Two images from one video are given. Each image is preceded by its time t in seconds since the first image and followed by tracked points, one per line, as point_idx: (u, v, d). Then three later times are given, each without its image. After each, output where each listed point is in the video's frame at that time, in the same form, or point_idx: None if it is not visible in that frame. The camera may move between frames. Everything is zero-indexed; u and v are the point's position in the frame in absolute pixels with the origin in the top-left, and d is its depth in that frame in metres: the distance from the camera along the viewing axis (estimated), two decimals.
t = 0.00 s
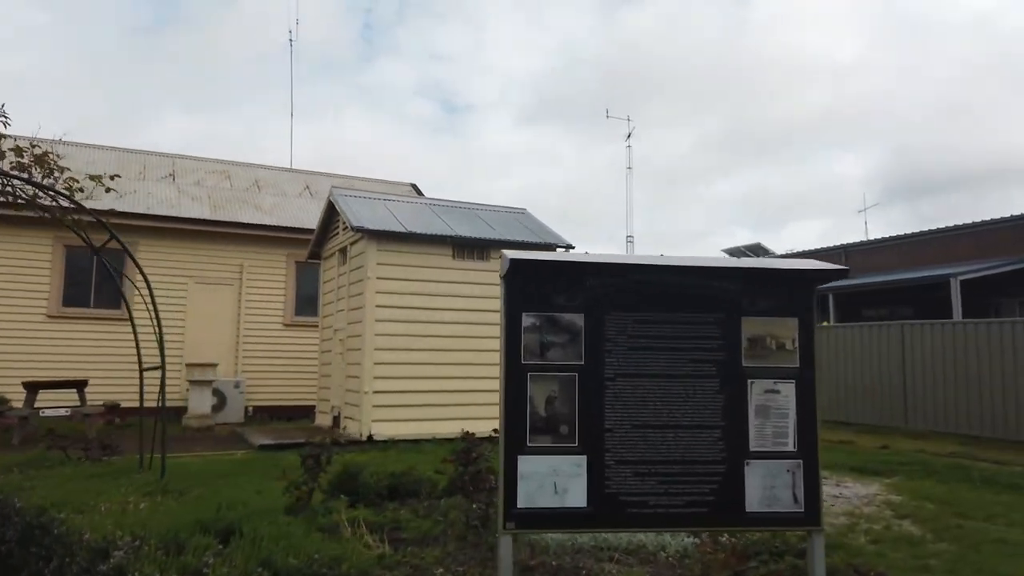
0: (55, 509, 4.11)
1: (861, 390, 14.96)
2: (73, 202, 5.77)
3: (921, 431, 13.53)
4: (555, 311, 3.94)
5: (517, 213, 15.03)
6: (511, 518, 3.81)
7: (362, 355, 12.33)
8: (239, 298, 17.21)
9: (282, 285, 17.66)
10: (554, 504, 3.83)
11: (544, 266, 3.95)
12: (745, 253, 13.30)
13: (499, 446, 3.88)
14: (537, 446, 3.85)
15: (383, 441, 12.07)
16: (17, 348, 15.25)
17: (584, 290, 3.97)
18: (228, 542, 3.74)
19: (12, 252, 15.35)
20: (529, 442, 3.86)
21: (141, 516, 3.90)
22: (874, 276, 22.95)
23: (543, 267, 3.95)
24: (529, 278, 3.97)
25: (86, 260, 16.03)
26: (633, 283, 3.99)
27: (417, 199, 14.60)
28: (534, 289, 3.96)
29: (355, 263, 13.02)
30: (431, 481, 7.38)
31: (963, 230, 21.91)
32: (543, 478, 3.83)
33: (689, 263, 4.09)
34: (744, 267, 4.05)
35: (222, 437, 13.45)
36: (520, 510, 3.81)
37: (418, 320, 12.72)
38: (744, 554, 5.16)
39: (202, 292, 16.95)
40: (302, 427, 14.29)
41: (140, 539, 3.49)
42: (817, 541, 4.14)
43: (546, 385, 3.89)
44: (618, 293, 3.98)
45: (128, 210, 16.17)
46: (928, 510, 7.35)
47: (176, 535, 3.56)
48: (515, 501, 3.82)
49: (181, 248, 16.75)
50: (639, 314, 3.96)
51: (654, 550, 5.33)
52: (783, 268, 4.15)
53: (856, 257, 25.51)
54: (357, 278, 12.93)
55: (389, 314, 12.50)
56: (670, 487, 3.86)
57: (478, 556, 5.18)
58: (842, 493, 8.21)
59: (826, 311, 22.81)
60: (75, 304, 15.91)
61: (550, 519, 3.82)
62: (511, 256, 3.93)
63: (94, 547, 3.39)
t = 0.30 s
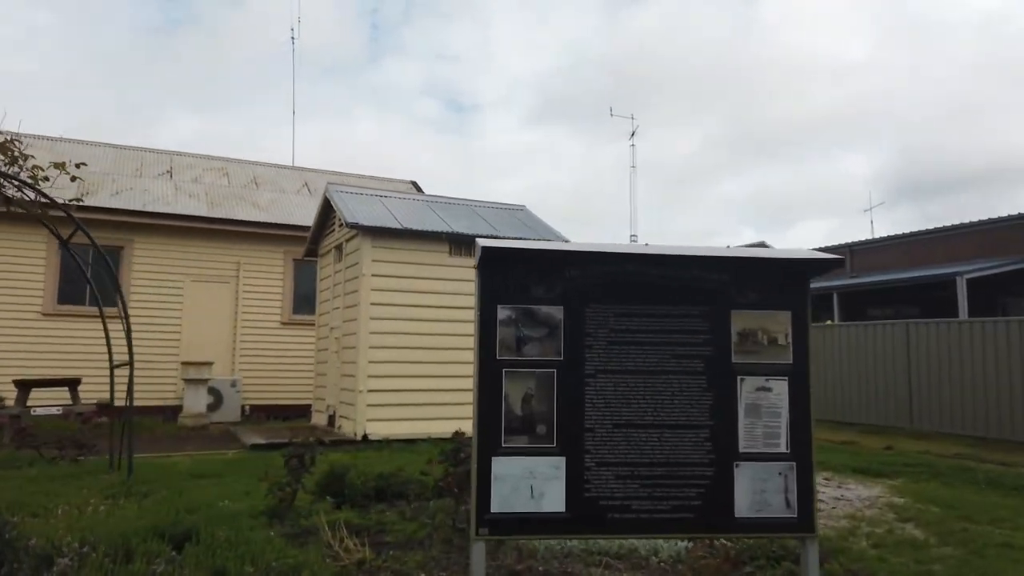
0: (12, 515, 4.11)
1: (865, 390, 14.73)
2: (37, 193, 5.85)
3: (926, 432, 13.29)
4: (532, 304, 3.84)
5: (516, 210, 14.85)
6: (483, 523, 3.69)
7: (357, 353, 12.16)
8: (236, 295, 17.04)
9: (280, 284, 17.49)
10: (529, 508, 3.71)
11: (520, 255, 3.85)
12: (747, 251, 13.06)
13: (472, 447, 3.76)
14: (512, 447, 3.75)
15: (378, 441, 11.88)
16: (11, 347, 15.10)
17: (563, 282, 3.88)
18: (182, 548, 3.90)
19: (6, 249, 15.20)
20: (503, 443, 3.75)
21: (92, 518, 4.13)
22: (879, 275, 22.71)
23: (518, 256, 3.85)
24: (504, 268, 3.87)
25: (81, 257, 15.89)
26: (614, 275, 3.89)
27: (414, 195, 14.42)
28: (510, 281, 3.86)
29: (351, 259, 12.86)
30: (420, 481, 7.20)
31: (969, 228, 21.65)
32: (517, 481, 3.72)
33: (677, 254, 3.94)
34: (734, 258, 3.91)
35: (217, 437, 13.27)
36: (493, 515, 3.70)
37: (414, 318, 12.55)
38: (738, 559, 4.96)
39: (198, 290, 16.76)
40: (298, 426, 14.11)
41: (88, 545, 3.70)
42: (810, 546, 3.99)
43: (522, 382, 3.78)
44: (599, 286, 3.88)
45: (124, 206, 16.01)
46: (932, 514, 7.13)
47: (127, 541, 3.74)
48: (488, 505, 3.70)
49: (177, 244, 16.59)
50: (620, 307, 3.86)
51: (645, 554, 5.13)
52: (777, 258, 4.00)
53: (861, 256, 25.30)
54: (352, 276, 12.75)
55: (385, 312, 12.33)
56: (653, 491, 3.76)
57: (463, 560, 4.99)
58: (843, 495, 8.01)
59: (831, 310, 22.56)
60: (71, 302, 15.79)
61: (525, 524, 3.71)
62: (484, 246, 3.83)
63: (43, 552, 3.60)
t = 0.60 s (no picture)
0: None
1: (865, 390, 14.54)
2: None
3: (927, 434, 13.11)
4: (504, 302, 3.73)
5: (511, 208, 14.66)
6: (450, 535, 3.58)
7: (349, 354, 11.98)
8: (230, 295, 16.86)
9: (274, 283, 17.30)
10: (502, 519, 3.62)
11: (492, 249, 3.74)
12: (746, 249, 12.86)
13: (440, 453, 3.66)
14: (483, 453, 3.65)
15: (370, 443, 11.71)
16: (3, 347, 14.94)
17: (537, 278, 3.77)
18: (131, 562, 4.09)
19: None
20: (473, 451, 3.64)
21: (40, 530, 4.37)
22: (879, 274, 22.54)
23: (489, 249, 3.74)
24: (474, 262, 3.76)
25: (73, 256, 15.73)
26: (592, 271, 3.78)
27: (408, 193, 14.24)
28: (481, 278, 3.75)
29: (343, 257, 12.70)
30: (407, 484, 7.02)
31: (970, 227, 21.45)
32: (488, 491, 3.62)
33: (660, 249, 3.82)
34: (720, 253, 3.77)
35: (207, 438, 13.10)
36: (461, 526, 3.59)
37: (406, 318, 12.37)
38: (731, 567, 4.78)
39: (191, 288, 16.60)
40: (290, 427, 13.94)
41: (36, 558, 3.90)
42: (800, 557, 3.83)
43: (494, 386, 3.67)
44: (575, 283, 3.77)
45: (116, 204, 15.84)
46: (931, 518, 6.95)
47: (76, 554, 3.90)
48: (456, 516, 3.60)
49: (169, 242, 16.40)
50: (597, 306, 3.75)
51: (634, 562, 4.95)
52: (765, 254, 3.88)
53: (861, 255, 25.14)
54: (344, 275, 12.58)
55: (377, 311, 12.15)
56: (632, 500, 3.66)
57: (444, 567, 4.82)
58: (840, 498, 7.83)
59: (831, 309, 22.38)
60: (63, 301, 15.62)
61: (495, 535, 3.61)
62: (454, 240, 3.71)
63: None
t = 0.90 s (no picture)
0: None
1: (862, 390, 14.39)
2: None
3: (924, 434, 12.95)
4: (463, 296, 3.66)
5: (504, 205, 14.50)
6: (405, 541, 3.50)
7: (337, 353, 11.83)
8: (222, 294, 16.69)
9: (265, 282, 17.12)
10: (459, 524, 3.54)
11: (450, 239, 3.66)
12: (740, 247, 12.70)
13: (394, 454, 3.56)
14: (439, 455, 3.56)
15: (358, 443, 11.55)
16: None
17: (498, 269, 3.70)
18: (66, 567, 4.22)
19: None
20: (428, 453, 3.56)
21: None
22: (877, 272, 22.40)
23: (446, 239, 3.66)
24: (431, 253, 3.68)
25: (61, 255, 15.55)
26: (555, 263, 3.72)
27: (399, 190, 14.08)
28: (440, 270, 3.67)
29: (331, 255, 12.55)
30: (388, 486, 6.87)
31: (968, 225, 21.30)
32: (445, 495, 3.54)
33: (629, 240, 3.75)
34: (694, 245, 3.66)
35: (196, 439, 12.94)
36: (415, 531, 3.51)
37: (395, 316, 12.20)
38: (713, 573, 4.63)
39: (182, 287, 16.45)
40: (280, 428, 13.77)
41: None
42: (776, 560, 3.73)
43: (451, 384, 3.60)
44: (538, 276, 3.71)
45: (106, 201, 15.68)
46: (924, 520, 6.80)
47: (9, 560, 4.04)
48: (410, 521, 3.51)
49: (159, 241, 16.24)
50: (561, 299, 3.70)
51: (613, 567, 4.80)
52: (738, 243, 3.84)
53: (859, 254, 25.01)
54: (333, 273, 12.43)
55: (365, 309, 12.00)
56: (597, 504, 3.60)
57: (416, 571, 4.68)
58: (832, 500, 7.68)
59: (829, 309, 22.21)
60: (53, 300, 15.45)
61: (450, 540, 3.53)
62: (412, 231, 3.63)
63: None
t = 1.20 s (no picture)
0: None
1: (857, 391, 14.23)
2: None
3: (920, 437, 12.79)
4: (413, 297, 3.61)
5: (495, 205, 14.33)
6: (344, 555, 3.46)
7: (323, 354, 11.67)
8: (211, 294, 16.51)
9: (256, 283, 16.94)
10: (404, 538, 3.50)
11: (396, 236, 3.60)
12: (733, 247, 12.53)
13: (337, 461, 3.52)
14: (383, 464, 3.53)
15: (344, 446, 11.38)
16: None
17: (447, 269, 3.64)
18: None
19: None
20: (372, 462, 3.53)
21: None
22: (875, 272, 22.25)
23: (391, 237, 3.61)
24: (375, 250, 3.63)
25: (49, 255, 15.35)
26: (508, 263, 3.68)
27: (389, 190, 13.92)
28: (386, 271, 3.62)
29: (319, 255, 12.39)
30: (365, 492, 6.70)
31: (965, 224, 21.14)
32: (389, 508, 3.50)
33: (586, 238, 3.71)
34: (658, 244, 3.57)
35: (182, 441, 12.78)
36: (356, 545, 3.48)
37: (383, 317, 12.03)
38: None
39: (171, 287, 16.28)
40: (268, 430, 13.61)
41: None
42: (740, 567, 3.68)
43: (396, 391, 3.56)
44: (490, 276, 3.66)
45: (94, 202, 15.51)
46: (914, 525, 6.64)
47: None
48: (351, 534, 3.48)
49: (148, 241, 16.05)
50: (513, 300, 3.65)
51: None
52: (703, 240, 3.79)
53: (856, 254, 24.86)
54: (320, 273, 12.27)
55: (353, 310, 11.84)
56: (551, 517, 3.57)
57: None
58: (822, 505, 7.53)
59: (826, 309, 22.03)
60: (40, 301, 15.25)
61: (393, 555, 3.49)
62: (357, 230, 3.57)
63: None
